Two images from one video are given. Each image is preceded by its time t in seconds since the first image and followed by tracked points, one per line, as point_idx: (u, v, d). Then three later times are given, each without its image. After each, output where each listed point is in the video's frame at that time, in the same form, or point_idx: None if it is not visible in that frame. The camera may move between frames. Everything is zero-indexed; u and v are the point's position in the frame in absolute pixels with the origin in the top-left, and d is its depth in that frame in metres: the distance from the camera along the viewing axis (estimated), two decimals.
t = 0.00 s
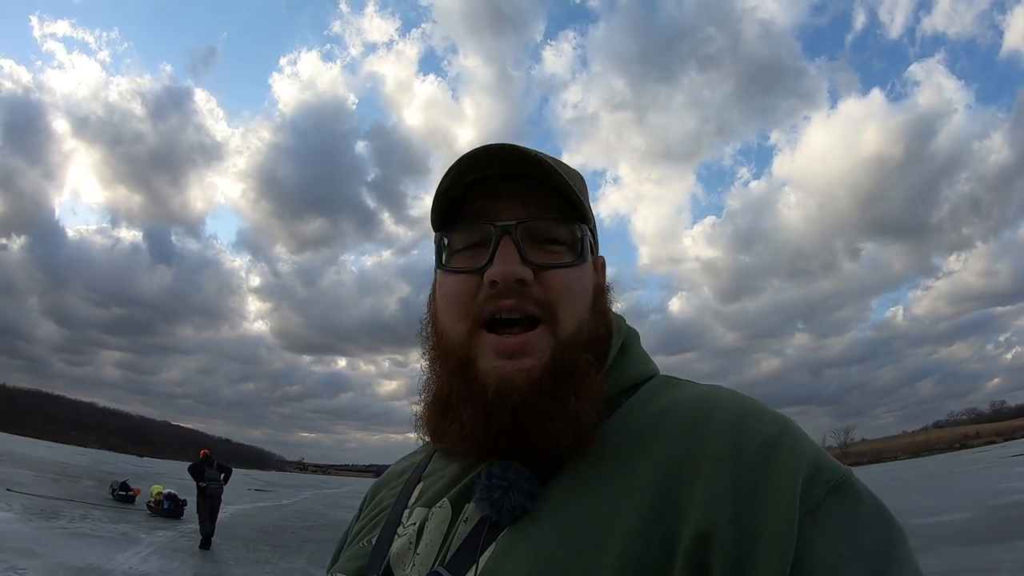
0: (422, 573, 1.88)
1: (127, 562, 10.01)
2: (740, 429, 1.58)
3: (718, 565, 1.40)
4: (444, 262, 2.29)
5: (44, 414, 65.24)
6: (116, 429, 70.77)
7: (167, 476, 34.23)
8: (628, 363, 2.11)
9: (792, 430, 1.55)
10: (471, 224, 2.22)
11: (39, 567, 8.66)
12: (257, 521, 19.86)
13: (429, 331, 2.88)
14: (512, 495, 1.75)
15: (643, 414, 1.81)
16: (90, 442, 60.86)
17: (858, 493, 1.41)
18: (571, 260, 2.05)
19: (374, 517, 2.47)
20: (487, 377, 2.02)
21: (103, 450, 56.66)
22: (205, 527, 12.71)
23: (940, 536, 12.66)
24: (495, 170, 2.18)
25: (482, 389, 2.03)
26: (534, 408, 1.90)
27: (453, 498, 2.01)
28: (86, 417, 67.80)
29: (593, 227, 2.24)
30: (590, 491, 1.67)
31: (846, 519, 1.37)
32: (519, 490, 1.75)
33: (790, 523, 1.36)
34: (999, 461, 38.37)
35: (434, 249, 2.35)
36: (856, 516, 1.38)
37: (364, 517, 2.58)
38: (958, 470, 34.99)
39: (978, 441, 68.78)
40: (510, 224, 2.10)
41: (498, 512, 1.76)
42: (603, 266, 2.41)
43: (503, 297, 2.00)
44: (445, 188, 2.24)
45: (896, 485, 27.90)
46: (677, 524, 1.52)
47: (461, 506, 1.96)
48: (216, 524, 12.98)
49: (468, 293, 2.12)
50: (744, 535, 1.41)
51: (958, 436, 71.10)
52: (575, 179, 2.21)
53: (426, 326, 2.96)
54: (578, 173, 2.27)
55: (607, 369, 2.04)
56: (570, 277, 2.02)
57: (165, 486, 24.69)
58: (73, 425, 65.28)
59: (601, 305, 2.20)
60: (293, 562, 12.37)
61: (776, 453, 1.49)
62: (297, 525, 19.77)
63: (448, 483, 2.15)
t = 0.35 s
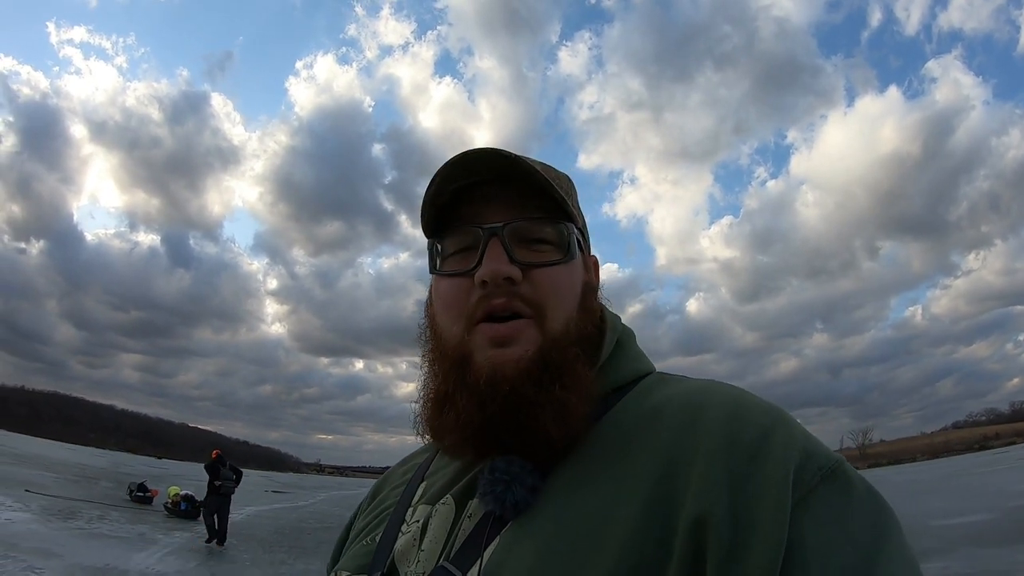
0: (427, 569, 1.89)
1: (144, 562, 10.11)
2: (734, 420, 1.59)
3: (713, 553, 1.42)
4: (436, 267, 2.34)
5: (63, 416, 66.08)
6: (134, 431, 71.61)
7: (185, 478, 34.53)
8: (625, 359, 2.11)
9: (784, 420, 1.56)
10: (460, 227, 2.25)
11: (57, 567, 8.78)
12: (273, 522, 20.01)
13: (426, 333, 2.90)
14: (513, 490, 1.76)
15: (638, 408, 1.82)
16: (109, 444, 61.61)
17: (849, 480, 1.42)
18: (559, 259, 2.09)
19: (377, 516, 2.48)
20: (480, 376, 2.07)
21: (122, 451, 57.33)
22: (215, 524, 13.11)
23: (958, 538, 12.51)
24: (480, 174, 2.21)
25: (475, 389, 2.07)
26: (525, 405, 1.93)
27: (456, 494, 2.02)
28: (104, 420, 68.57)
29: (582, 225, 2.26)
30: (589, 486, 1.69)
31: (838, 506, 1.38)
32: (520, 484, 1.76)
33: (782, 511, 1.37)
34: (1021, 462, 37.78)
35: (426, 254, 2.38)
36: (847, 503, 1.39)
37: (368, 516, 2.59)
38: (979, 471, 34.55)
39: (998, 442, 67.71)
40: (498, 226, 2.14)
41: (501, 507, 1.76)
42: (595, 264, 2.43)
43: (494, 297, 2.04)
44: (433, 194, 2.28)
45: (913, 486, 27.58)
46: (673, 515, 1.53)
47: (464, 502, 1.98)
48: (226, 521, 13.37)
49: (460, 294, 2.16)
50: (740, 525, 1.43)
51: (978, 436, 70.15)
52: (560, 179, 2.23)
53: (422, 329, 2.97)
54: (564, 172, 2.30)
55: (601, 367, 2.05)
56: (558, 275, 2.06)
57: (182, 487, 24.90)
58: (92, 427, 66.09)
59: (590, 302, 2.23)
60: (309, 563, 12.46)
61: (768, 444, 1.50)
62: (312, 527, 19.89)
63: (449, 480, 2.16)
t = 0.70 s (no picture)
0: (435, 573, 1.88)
1: (157, 560, 10.20)
2: (735, 418, 1.57)
3: (717, 554, 1.40)
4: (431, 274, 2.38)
5: (79, 415, 66.79)
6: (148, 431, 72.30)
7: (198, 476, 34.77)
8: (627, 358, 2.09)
9: (785, 416, 1.53)
10: (448, 236, 2.28)
11: (71, 564, 8.88)
12: (286, 521, 20.12)
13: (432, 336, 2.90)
14: (519, 492, 1.75)
15: (640, 408, 1.80)
16: (124, 442, 62.24)
17: (852, 474, 1.40)
18: (541, 264, 2.08)
19: (386, 522, 2.47)
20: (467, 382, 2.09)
21: (136, 450, 57.88)
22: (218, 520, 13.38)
23: (976, 541, 12.35)
24: (463, 186, 2.22)
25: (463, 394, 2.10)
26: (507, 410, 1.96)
27: (463, 497, 2.01)
28: (119, 419, 69.26)
29: (578, 225, 2.23)
30: (592, 487, 1.67)
31: (841, 500, 1.36)
32: (526, 485, 1.75)
33: (785, 507, 1.35)
34: None
35: (421, 263, 2.43)
36: (851, 497, 1.36)
37: (378, 523, 2.59)
38: (996, 474, 34.15)
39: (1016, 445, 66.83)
40: (480, 234, 2.16)
41: (506, 510, 1.76)
42: (597, 263, 2.41)
43: (476, 304, 2.07)
44: (418, 206, 2.31)
45: (929, 489, 27.30)
46: (677, 516, 1.51)
47: (470, 506, 1.96)
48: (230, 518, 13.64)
49: (447, 303, 2.20)
50: (743, 524, 1.41)
51: (994, 438, 69.32)
52: (546, 181, 2.20)
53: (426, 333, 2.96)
54: (557, 172, 2.27)
55: (600, 364, 2.03)
56: (539, 280, 2.05)
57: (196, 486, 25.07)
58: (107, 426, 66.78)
59: (587, 300, 2.20)
60: (321, 562, 12.51)
61: (769, 441, 1.48)
62: (325, 526, 19.98)
63: (455, 484, 2.15)
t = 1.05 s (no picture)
0: (450, 565, 1.88)
1: (164, 556, 10.24)
2: (756, 419, 1.56)
3: (734, 554, 1.39)
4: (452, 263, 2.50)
5: (86, 412, 67.20)
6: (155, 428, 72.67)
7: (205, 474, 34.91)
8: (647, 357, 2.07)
9: (810, 420, 1.52)
10: (463, 228, 2.39)
11: (78, 559, 8.93)
12: (291, 519, 20.19)
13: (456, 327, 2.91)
14: (535, 485, 1.74)
15: (661, 407, 1.79)
16: (131, 438, 62.59)
17: (876, 482, 1.39)
18: (542, 256, 2.11)
19: (405, 515, 2.48)
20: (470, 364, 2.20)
21: (143, 447, 58.18)
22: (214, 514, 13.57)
23: (986, 545, 12.29)
24: (477, 179, 2.30)
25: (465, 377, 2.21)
26: (500, 395, 2.05)
27: (480, 490, 2.00)
28: (127, 417, 69.65)
29: (593, 218, 2.20)
30: (609, 484, 1.67)
31: (864, 508, 1.35)
32: (542, 479, 1.74)
33: (805, 512, 1.35)
34: None
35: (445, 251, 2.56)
36: (874, 504, 1.36)
37: (396, 514, 2.60)
38: (1004, 478, 33.91)
39: None
40: (487, 225, 2.24)
41: (521, 503, 1.75)
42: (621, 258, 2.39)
43: (477, 291, 2.17)
44: (438, 197, 2.44)
45: (935, 492, 27.16)
46: (694, 514, 1.51)
47: (487, 499, 1.96)
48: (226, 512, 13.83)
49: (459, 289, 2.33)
50: (762, 525, 1.40)
51: (1003, 442, 68.88)
52: (560, 174, 2.21)
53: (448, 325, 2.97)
54: (575, 165, 2.25)
55: (620, 358, 2.00)
56: (537, 273, 2.10)
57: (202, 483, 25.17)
58: (114, 422, 67.16)
59: (598, 295, 2.18)
60: (326, 560, 12.56)
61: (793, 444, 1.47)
62: (330, 524, 20.04)
63: (471, 477, 2.15)
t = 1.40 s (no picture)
0: (458, 554, 1.88)
1: (169, 552, 10.28)
2: (767, 415, 1.55)
3: (739, 549, 1.39)
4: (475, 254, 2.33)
5: (92, 408, 67.49)
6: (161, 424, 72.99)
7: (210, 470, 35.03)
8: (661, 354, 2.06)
9: (819, 418, 1.51)
10: (497, 216, 2.25)
11: (84, 555, 8.97)
12: (296, 515, 20.24)
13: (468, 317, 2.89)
14: (544, 476, 1.74)
15: (671, 402, 1.78)
16: (137, 434, 62.86)
17: (882, 481, 1.37)
18: (594, 250, 2.05)
19: (416, 503, 2.48)
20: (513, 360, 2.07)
21: (148, 443, 58.43)
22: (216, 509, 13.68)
23: (990, 542, 12.30)
24: (518, 167, 2.18)
25: (507, 372, 2.09)
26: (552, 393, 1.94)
27: (490, 481, 2.00)
28: (132, 413, 69.95)
29: (624, 214, 2.20)
30: (617, 477, 1.66)
31: (869, 507, 1.34)
32: (552, 470, 1.73)
33: (810, 508, 1.34)
34: None
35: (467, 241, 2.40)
36: (879, 503, 1.34)
37: (408, 503, 2.60)
38: (1010, 475, 33.79)
39: None
40: (532, 216, 2.12)
41: (531, 494, 1.75)
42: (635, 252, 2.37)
43: (524, 283, 2.04)
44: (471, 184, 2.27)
45: (941, 490, 27.08)
46: (700, 508, 1.50)
47: (497, 489, 1.95)
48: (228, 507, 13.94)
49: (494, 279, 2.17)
50: (769, 521, 1.39)
51: (1008, 439, 68.62)
52: (599, 170, 2.18)
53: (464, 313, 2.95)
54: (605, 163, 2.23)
55: (635, 350, 2.02)
56: (591, 266, 2.03)
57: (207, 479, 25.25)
58: (120, 419, 67.47)
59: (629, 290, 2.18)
60: (332, 556, 12.60)
61: (801, 441, 1.45)
62: (335, 520, 20.08)
63: (482, 469, 2.14)
